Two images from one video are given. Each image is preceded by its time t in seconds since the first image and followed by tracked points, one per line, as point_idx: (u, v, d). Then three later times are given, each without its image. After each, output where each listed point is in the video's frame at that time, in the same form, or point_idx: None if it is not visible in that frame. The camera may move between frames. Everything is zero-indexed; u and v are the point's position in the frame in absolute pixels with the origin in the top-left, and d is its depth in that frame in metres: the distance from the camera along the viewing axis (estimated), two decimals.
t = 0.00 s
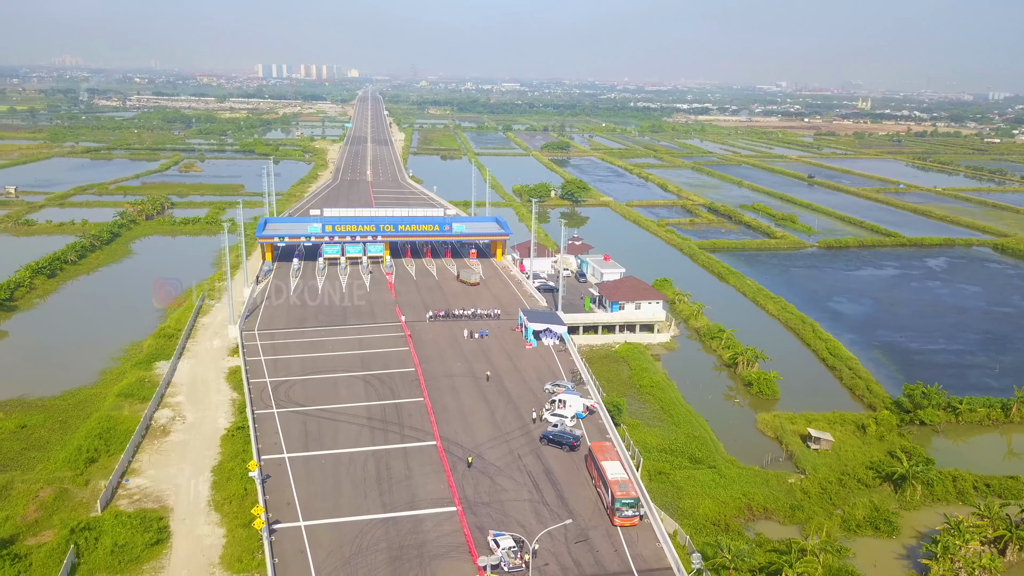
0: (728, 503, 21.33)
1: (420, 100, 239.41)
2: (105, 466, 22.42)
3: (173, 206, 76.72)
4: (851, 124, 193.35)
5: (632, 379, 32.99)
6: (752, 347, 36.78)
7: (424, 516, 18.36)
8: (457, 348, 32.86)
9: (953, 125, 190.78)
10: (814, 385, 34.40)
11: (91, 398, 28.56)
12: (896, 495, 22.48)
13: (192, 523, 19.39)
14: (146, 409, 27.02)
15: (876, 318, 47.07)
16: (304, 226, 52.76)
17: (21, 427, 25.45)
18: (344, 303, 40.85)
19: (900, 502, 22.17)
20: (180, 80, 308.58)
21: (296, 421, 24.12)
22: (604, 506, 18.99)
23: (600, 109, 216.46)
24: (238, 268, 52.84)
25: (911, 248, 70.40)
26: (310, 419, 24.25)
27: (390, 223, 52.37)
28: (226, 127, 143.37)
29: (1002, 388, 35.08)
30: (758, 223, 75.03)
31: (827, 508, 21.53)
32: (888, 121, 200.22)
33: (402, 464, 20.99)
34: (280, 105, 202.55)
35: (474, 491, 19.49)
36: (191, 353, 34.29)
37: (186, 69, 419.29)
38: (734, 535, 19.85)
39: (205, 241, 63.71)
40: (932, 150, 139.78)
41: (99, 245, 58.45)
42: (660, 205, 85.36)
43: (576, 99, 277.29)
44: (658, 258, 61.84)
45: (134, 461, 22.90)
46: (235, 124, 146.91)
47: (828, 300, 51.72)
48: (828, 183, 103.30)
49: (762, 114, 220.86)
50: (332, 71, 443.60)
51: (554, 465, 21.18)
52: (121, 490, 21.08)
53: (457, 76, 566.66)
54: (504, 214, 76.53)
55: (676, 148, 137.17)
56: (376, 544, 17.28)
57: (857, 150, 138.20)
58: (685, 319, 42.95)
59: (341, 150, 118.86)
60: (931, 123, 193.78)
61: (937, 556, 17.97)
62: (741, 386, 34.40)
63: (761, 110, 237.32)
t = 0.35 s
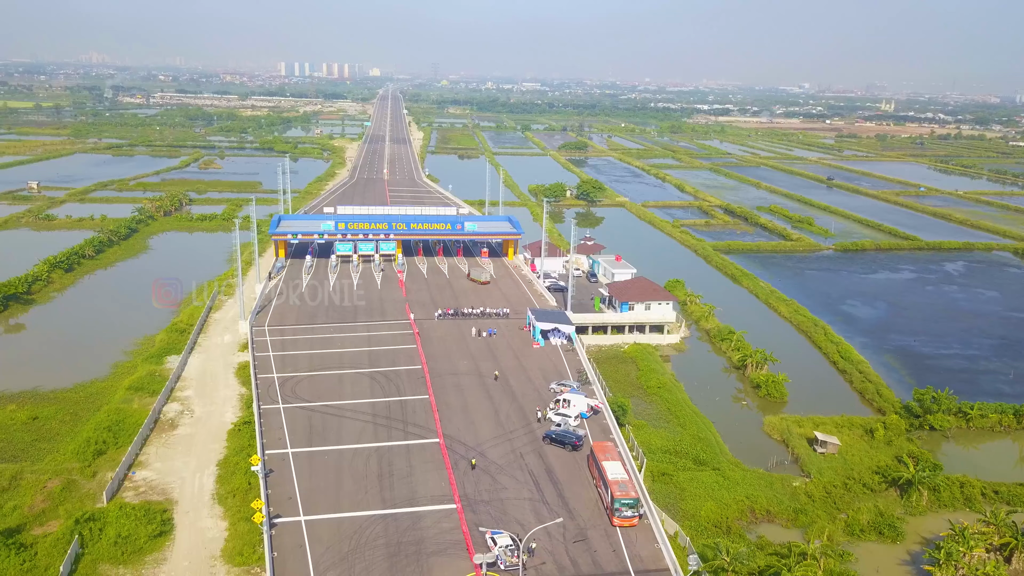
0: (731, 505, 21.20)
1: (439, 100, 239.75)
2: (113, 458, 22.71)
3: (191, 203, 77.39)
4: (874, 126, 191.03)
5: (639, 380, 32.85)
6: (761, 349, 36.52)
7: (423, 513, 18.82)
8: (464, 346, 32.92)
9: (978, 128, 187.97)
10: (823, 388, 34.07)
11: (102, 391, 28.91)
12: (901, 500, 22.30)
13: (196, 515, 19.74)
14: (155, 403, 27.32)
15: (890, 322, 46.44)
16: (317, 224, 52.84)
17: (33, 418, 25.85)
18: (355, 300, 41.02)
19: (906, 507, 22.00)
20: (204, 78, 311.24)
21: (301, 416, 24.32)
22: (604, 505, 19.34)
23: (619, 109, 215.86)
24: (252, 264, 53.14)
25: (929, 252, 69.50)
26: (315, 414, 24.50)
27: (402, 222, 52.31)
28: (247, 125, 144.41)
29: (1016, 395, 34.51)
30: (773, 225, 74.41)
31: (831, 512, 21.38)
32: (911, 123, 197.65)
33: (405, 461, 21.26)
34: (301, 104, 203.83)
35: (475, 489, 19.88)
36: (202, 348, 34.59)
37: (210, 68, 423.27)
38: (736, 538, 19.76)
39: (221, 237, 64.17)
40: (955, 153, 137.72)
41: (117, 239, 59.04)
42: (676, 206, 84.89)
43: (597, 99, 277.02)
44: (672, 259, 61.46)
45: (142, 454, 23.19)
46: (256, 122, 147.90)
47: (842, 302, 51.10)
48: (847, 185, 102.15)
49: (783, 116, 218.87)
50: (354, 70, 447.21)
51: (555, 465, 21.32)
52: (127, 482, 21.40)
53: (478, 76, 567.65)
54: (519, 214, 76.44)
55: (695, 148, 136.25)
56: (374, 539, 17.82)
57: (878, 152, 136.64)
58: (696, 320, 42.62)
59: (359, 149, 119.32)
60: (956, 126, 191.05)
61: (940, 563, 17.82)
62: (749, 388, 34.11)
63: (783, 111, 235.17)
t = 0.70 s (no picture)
0: (737, 508, 21.12)
1: (456, 99, 239.99)
2: (123, 452, 23.01)
3: (207, 200, 78.04)
4: (894, 127, 189.08)
5: (648, 381, 32.73)
6: (772, 351, 36.25)
7: (427, 511, 18.96)
8: (473, 345, 32.99)
9: (1001, 130, 185.49)
10: (834, 391, 33.80)
11: (115, 386, 29.26)
12: (910, 505, 22.13)
13: (203, 510, 19.96)
14: (166, 398, 27.63)
15: (905, 325, 45.92)
16: (330, 222, 53.05)
17: (46, 412, 26.25)
18: (366, 298, 41.18)
19: (914, 512, 21.83)
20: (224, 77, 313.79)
21: (309, 412, 24.53)
22: (608, 506, 19.40)
23: (637, 109, 215.26)
24: (267, 261, 53.50)
25: (946, 256, 68.69)
26: (323, 411, 24.64)
27: (414, 220, 52.35)
28: (265, 123, 145.45)
29: None
30: (789, 227, 73.86)
31: (838, 516, 21.27)
32: (932, 125, 195.40)
33: (411, 459, 21.40)
34: (319, 102, 204.79)
35: (480, 488, 19.99)
36: (214, 344, 34.91)
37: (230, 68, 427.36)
38: (741, 541, 19.71)
39: (236, 234, 64.62)
40: (977, 155, 135.94)
41: (134, 237, 59.62)
42: (691, 207, 84.52)
43: (615, 99, 276.28)
44: (685, 259, 61.18)
45: (152, 448, 23.48)
46: (274, 121, 148.96)
47: (857, 305, 50.61)
48: (864, 187, 101.17)
49: (802, 117, 217.09)
50: (373, 70, 449.42)
51: (561, 465, 21.37)
52: (137, 476, 21.68)
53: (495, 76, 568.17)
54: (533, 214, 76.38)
55: (712, 149, 135.45)
56: (378, 536, 17.96)
57: (897, 154, 135.29)
58: (707, 321, 42.38)
59: (376, 148, 119.76)
60: (977, 128, 188.76)
61: (948, 569, 17.71)
62: (759, 390, 33.93)
63: (802, 112, 233.29)
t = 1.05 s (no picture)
0: (747, 510, 20.97)
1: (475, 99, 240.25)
2: (138, 446, 23.30)
3: (226, 197, 78.75)
4: (917, 129, 186.71)
5: (661, 382, 32.56)
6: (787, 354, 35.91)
7: (436, 508, 19.03)
8: (486, 344, 32.99)
9: None
10: (849, 394, 33.44)
11: (131, 380, 29.63)
12: (924, 510, 21.89)
13: (215, 504, 20.20)
14: (182, 393, 27.94)
15: (923, 328, 45.31)
16: (347, 220, 53.31)
17: (64, 405, 26.66)
18: (380, 296, 41.33)
19: (928, 517, 21.61)
20: (246, 75, 316.81)
21: (321, 409, 24.71)
22: (617, 506, 19.38)
23: (656, 109, 214.38)
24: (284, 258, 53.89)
25: (967, 259, 67.67)
26: (335, 409, 24.78)
27: (430, 219, 52.41)
28: (285, 122, 146.54)
29: None
30: (807, 228, 73.20)
31: (850, 521, 21.07)
32: (956, 127, 192.69)
33: (421, 457, 21.49)
34: (339, 101, 205.83)
35: (489, 486, 20.05)
36: (229, 340, 35.21)
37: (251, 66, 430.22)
38: (751, 543, 19.58)
39: (255, 232, 65.13)
40: (1001, 158, 133.83)
41: (154, 233, 60.31)
42: (708, 207, 84.02)
43: (634, 99, 275.40)
44: (701, 260, 60.81)
45: (166, 442, 23.75)
46: (294, 120, 150.12)
47: (875, 308, 50.00)
48: (885, 189, 100.02)
49: (824, 118, 214.94)
50: (393, 69, 451.86)
51: (571, 466, 21.35)
52: (150, 469, 21.95)
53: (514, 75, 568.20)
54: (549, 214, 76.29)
55: (731, 150, 134.46)
56: (386, 533, 18.05)
57: (919, 156, 133.55)
58: (722, 323, 42.07)
59: (394, 147, 120.23)
60: (1002, 130, 185.93)
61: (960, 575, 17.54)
62: (773, 392, 33.66)
63: (823, 113, 231.03)
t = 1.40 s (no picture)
0: (750, 511, 20.91)
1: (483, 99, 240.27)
2: (144, 444, 23.40)
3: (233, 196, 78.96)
4: (926, 131, 185.80)
5: (665, 383, 32.45)
6: (792, 355, 35.80)
7: (439, 507, 19.05)
8: (491, 344, 32.99)
9: None
10: (855, 396, 33.26)
11: (137, 378, 29.73)
12: (928, 513, 21.80)
13: (219, 502, 20.30)
14: (187, 391, 28.05)
15: (930, 330, 45.05)
16: (353, 220, 53.35)
17: (70, 403, 26.80)
18: (385, 296, 41.35)
19: (932, 519, 21.53)
20: (256, 74, 318.14)
21: (325, 408, 24.75)
22: (620, 507, 19.37)
23: (664, 110, 214.10)
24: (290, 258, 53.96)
25: (974, 261, 67.26)
26: (339, 408, 24.82)
27: (435, 219, 52.40)
28: (293, 121, 146.88)
29: None
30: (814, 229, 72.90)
31: (854, 522, 21.02)
32: (965, 128, 191.63)
33: (424, 456, 21.53)
34: (347, 101, 206.16)
35: (492, 486, 20.07)
36: (235, 339, 35.30)
37: (259, 66, 431.48)
38: (753, 545, 19.53)
39: (261, 231, 65.27)
40: (1011, 160, 132.97)
41: (161, 232, 60.51)
42: (715, 208, 83.79)
43: (641, 100, 275.10)
44: (707, 261, 60.61)
45: (171, 440, 23.85)
46: (302, 119, 150.52)
47: (881, 310, 49.75)
48: (892, 190, 99.57)
49: (832, 119, 214.17)
50: (401, 68, 452.79)
51: (574, 466, 21.36)
52: (156, 467, 22.07)
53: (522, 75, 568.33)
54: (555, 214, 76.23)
55: (738, 151, 134.01)
56: (389, 532, 18.07)
57: (927, 158, 132.83)
58: (728, 324, 41.93)
59: (401, 147, 120.41)
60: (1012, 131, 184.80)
61: None
62: (778, 393, 33.53)
63: (831, 114, 230.34)
